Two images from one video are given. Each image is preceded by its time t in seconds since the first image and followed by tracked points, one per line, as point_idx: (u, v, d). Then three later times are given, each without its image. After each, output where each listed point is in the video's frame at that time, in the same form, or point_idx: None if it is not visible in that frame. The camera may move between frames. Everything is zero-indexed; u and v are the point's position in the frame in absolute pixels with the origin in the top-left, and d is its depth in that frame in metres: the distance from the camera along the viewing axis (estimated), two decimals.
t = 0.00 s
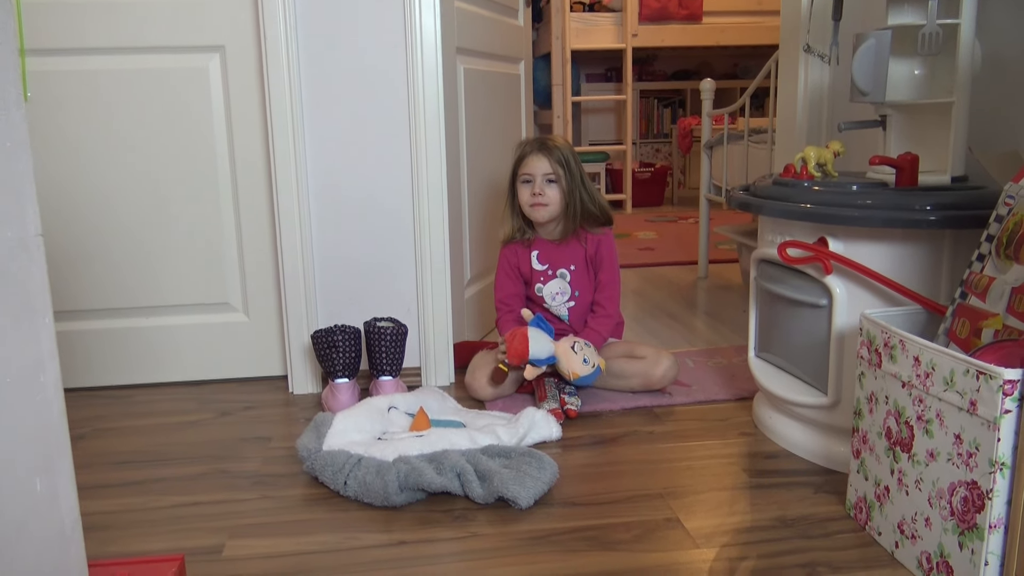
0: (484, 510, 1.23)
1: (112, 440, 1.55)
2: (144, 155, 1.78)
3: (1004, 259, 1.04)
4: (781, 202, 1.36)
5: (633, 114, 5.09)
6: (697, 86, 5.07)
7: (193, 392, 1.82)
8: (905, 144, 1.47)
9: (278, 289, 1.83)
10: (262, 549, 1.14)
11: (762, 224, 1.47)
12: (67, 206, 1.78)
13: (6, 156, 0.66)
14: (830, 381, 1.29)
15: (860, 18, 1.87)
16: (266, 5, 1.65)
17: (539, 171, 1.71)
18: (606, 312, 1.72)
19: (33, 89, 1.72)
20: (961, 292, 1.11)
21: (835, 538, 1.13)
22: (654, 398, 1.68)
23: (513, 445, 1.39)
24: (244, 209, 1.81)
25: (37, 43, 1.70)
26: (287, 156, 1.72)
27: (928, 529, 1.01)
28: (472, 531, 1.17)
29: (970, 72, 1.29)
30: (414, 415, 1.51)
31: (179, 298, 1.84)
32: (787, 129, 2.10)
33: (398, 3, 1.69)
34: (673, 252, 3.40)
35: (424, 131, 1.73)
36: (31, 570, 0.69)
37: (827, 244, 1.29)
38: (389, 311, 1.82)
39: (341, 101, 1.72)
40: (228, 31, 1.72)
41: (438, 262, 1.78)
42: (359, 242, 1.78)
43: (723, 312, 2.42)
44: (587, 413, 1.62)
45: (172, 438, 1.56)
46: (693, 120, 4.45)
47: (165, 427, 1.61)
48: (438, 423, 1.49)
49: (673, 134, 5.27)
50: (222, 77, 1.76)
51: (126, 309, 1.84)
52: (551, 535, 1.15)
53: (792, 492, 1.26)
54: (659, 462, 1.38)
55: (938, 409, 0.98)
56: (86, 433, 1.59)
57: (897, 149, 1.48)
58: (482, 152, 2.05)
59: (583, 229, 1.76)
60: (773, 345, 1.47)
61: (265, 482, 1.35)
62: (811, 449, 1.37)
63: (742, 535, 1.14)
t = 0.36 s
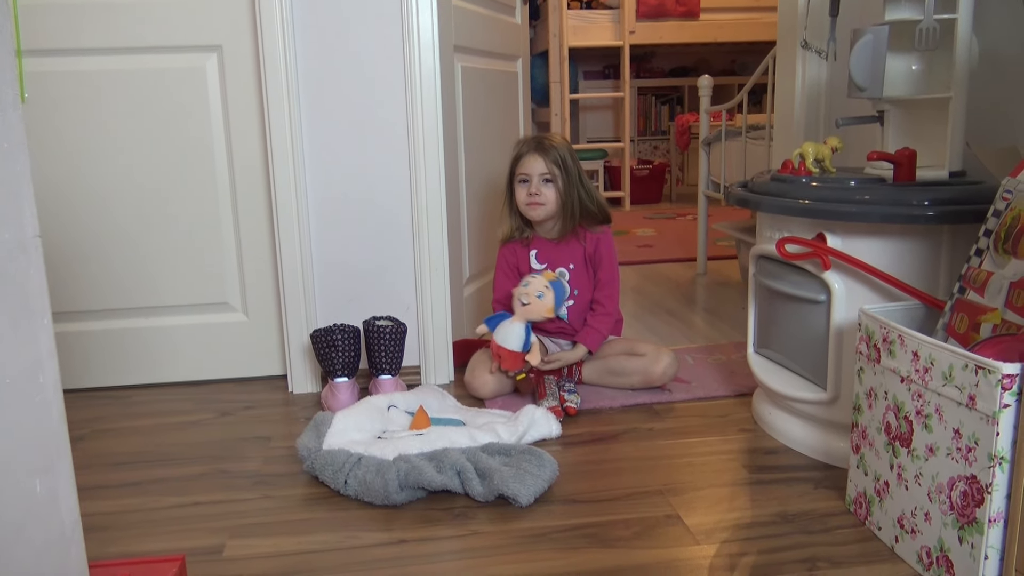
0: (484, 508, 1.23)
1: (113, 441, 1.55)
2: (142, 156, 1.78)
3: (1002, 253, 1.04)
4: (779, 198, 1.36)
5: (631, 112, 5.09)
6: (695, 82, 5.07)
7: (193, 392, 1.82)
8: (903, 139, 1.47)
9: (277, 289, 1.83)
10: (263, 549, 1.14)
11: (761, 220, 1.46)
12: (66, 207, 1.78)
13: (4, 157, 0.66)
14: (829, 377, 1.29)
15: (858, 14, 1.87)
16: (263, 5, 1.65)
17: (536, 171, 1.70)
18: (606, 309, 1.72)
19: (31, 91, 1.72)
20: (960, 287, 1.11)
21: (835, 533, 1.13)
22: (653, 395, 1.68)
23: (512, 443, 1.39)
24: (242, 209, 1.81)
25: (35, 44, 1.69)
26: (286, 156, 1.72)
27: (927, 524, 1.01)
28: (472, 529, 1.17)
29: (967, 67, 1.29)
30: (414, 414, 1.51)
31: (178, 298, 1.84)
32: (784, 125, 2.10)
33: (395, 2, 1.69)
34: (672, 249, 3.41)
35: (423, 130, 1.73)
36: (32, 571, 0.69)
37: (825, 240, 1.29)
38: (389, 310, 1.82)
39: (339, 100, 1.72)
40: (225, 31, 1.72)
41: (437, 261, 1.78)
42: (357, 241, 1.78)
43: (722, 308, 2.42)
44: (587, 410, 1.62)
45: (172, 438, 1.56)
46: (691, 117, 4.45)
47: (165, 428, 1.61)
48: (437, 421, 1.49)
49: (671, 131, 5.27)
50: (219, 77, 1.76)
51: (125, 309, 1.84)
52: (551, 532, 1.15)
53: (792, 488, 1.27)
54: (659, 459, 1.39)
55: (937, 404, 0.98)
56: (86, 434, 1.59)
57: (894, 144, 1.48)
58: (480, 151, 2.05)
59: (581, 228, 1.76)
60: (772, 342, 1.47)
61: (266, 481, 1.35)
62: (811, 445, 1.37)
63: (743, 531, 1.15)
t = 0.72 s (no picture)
0: (484, 506, 1.23)
1: (113, 441, 1.55)
2: (141, 155, 1.78)
3: (1002, 251, 1.04)
4: (778, 197, 1.36)
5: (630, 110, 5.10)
6: (694, 81, 5.07)
7: (192, 392, 1.82)
8: (902, 137, 1.47)
9: (277, 288, 1.83)
10: (263, 548, 1.14)
11: (760, 218, 1.46)
12: (64, 207, 1.78)
13: (3, 157, 0.66)
14: (829, 375, 1.29)
15: (857, 12, 1.87)
16: (262, 4, 1.65)
17: (535, 171, 1.71)
18: (606, 309, 1.73)
19: (29, 90, 1.71)
20: (960, 285, 1.11)
21: (835, 531, 1.13)
22: (653, 394, 1.68)
23: (513, 442, 1.40)
24: (241, 209, 1.81)
25: (34, 44, 1.69)
26: (285, 155, 1.71)
27: (927, 522, 1.01)
28: (473, 528, 1.17)
29: (967, 65, 1.29)
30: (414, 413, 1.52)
31: (177, 298, 1.84)
32: (784, 123, 2.10)
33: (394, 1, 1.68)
34: (671, 247, 3.41)
35: (422, 129, 1.73)
36: (33, 571, 0.69)
37: (824, 238, 1.29)
38: (389, 310, 1.82)
39: (338, 99, 1.72)
40: (224, 30, 1.72)
41: (437, 260, 1.78)
42: (356, 240, 1.78)
43: (722, 307, 2.42)
44: (586, 409, 1.62)
45: (172, 438, 1.56)
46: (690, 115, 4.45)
47: (164, 427, 1.61)
48: (437, 420, 1.49)
49: (671, 130, 5.27)
50: (218, 77, 1.76)
51: (124, 309, 1.83)
52: (551, 531, 1.15)
53: (792, 486, 1.27)
54: (659, 457, 1.39)
55: (937, 402, 0.98)
56: (85, 434, 1.59)
57: (893, 142, 1.48)
58: (480, 149, 2.05)
59: (580, 228, 1.76)
60: (772, 340, 1.47)
61: (266, 481, 1.35)
62: (811, 443, 1.37)
63: (743, 529, 1.15)
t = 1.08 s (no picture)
0: (484, 505, 1.23)
1: (112, 441, 1.55)
2: (140, 156, 1.78)
3: (1000, 248, 1.04)
4: (778, 195, 1.36)
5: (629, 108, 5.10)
6: (693, 79, 5.07)
7: (192, 392, 1.82)
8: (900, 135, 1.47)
9: (276, 288, 1.83)
10: (264, 547, 1.14)
11: (760, 216, 1.46)
12: (63, 207, 1.78)
13: (2, 157, 0.66)
14: (829, 373, 1.29)
15: (855, 9, 1.87)
16: (260, 3, 1.65)
17: (536, 171, 1.71)
18: (605, 308, 1.73)
19: (28, 91, 1.71)
20: (959, 282, 1.11)
21: (835, 529, 1.13)
22: (653, 393, 1.68)
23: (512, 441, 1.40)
24: (240, 209, 1.81)
25: (31, 44, 1.69)
26: (284, 155, 1.71)
27: (927, 519, 1.01)
28: (473, 527, 1.17)
29: (965, 62, 1.29)
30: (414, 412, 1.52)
31: (176, 298, 1.84)
32: (782, 121, 2.10)
33: None
34: (670, 246, 3.41)
35: (421, 128, 1.73)
36: (33, 570, 0.69)
37: (824, 236, 1.29)
38: (388, 309, 1.82)
39: (337, 98, 1.72)
40: (222, 30, 1.72)
41: (436, 259, 1.78)
42: (355, 240, 1.78)
43: (721, 305, 2.42)
44: (586, 408, 1.62)
45: (171, 438, 1.56)
46: (689, 114, 4.45)
47: (164, 428, 1.61)
48: (437, 420, 1.49)
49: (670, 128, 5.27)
50: (217, 77, 1.76)
51: (123, 309, 1.83)
52: (550, 529, 1.15)
53: (792, 484, 1.27)
54: (658, 456, 1.39)
55: (936, 399, 0.98)
56: (85, 434, 1.59)
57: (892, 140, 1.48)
58: (479, 148, 2.05)
59: (581, 228, 1.76)
60: (772, 338, 1.47)
61: (266, 481, 1.35)
62: (811, 441, 1.37)
63: (743, 527, 1.15)
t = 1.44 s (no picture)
0: (485, 505, 1.23)
1: (112, 441, 1.55)
2: (140, 155, 1.78)
3: (1001, 247, 1.04)
4: (778, 194, 1.36)
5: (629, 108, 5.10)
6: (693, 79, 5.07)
7: (192, 391, 1.82)
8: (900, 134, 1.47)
9: (276, 287, 1.83)
10: (264, 547, 1.14)
11: (760, 215, 1.46)
12: (62, 207, 1.78)
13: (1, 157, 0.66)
14: (829, 372, 1.29)
15: (855, 8, 1.87)
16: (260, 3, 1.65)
17: (538, 170, 1.70)
18: (605, 308, 1.73)
19: (27, 91, 1.71)
20: (959, 281, 1.11)
21: (836, 528, 1.13)
22: (654, 392, 1.68)
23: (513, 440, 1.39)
24: (240, 208, 1.80)
25: (30, 44, 1.69)
26: (284, 155, 1.71)
27: (928, 518, 1.01)
28: (473, 526, 1.17)
29: (965, 61, 1.29)
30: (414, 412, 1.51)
31: (176, 297, 1.84)
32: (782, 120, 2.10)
33: None
34: (670, 245, 3.40)
35: (421, 127, 1.73)
36: (32, 570, 0.69)
37: (824, 235, 1.29)
38: (389, 309, 1.82)
39: (337, 98, 1.72)
40: (222, 30, 1.72)
41: (436, 259, 1.78)
42: (355, 240, 1.78)
43: (722, 304, 2.42)
44: (586, 408, 1.62)
45: (171, 437, 1.56)
46: (689, 113, 4.45)
47: (164, 427, 1.61)
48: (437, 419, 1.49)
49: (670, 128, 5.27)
50: (216, 77, 1.76)
51: (123, 309, 1.83)
52: (550, 529, 1.15)
53: (792, 483, 1.27)
54: (659, 455, 1.39)
55: (937, 398, 0.98)
56: (85, 434, 1.59)
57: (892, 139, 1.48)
58: (479, 148, 2.05)
59: (584, 227, 1.75)
60: (772, 337, 1.47)
61: (266, 480, 1.35)
62: (811, 441, 1.37)
63: (743, 526, 1.15)
